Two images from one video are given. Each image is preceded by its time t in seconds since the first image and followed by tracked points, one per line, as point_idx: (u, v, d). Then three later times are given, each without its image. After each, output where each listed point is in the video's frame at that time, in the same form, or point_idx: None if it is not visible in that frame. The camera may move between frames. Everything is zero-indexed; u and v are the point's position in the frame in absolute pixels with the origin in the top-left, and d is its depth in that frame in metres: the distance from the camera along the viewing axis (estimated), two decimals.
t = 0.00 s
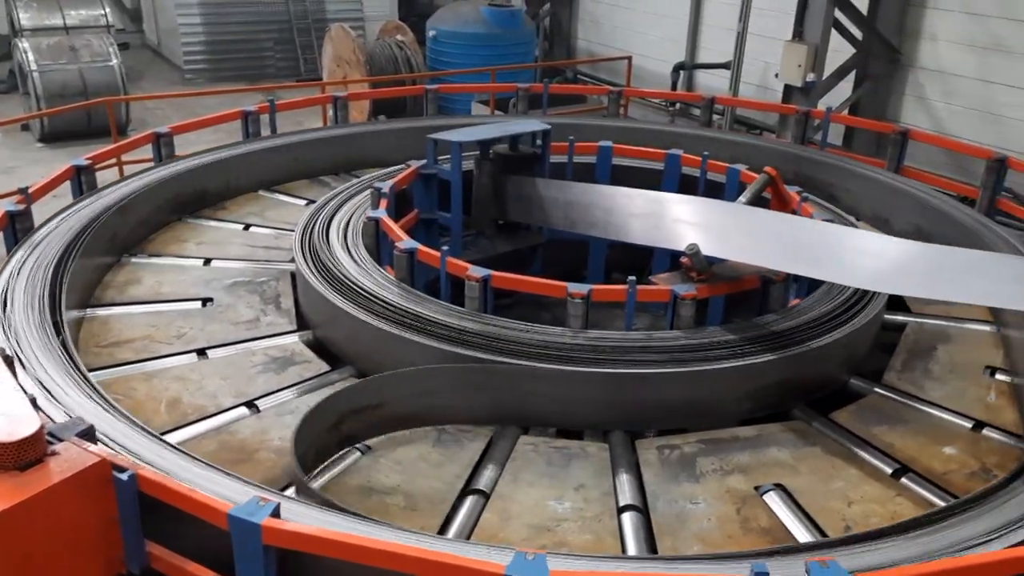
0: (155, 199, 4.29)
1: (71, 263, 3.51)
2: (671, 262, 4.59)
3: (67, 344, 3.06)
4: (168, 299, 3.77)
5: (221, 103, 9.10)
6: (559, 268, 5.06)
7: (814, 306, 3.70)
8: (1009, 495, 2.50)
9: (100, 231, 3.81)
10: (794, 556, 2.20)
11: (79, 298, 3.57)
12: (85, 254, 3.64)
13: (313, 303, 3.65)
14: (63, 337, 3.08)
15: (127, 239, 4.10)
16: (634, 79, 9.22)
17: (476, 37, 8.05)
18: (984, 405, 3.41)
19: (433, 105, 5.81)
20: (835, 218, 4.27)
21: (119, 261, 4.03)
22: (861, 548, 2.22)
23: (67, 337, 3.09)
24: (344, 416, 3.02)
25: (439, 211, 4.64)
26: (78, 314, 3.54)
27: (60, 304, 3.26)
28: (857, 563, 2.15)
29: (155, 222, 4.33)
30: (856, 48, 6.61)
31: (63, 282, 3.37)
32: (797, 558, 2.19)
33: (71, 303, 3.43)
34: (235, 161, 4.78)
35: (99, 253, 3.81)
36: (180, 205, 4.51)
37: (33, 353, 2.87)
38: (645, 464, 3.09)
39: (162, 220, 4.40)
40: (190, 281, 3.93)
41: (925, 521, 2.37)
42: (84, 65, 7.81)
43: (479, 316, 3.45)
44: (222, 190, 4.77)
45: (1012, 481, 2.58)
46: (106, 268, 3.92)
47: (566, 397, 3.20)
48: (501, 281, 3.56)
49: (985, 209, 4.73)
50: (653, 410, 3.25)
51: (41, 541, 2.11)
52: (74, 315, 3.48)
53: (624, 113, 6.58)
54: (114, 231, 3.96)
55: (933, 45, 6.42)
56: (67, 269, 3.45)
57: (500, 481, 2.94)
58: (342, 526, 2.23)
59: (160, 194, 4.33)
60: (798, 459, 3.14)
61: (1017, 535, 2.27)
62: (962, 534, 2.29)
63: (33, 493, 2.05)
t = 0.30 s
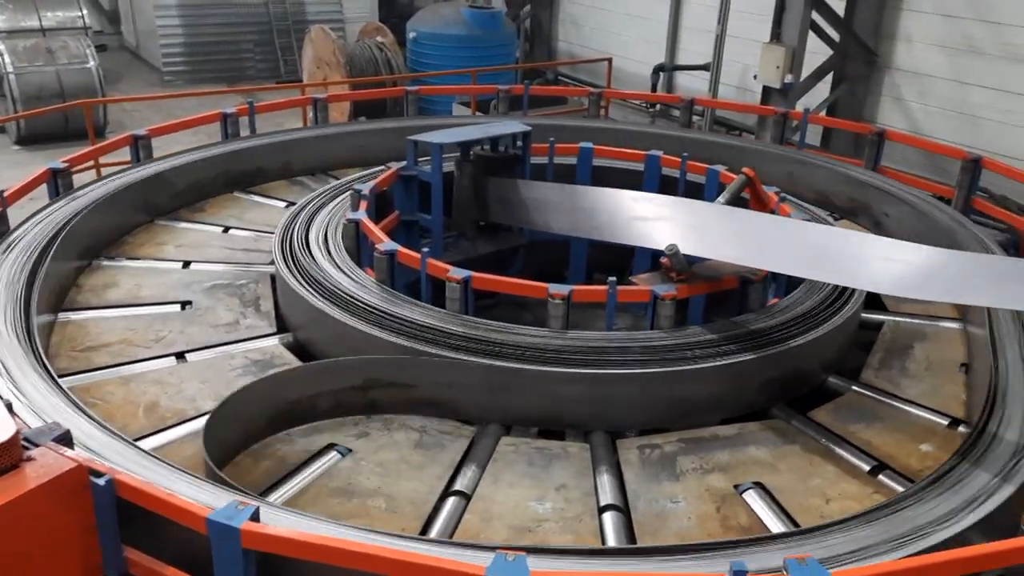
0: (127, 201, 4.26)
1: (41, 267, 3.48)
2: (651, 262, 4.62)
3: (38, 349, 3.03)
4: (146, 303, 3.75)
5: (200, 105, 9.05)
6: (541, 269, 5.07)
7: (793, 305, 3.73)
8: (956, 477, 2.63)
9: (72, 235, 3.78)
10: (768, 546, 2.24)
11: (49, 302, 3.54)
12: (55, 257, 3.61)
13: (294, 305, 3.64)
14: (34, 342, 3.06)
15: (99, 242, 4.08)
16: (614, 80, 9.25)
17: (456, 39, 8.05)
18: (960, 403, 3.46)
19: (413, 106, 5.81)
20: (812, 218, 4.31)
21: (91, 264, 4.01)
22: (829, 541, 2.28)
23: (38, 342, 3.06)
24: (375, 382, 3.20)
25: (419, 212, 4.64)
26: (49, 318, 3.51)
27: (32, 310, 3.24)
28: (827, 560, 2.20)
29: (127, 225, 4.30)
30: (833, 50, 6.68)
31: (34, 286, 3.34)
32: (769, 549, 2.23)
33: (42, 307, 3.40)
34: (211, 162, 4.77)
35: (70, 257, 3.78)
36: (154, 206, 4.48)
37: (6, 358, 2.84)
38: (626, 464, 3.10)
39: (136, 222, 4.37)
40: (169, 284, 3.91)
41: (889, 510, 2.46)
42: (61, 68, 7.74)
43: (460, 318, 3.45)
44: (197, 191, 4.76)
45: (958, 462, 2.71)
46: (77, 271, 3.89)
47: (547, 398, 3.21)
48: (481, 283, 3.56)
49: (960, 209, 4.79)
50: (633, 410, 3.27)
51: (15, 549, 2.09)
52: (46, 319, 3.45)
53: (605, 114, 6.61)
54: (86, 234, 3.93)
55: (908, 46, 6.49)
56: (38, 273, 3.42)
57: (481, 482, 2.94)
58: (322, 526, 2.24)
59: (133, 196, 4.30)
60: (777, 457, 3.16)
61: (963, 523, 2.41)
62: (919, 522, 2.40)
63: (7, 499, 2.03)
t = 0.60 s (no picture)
0: (103, 205, 4.23)
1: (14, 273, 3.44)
2: (633, 264, 4.63)
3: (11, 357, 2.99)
4: (123, 308, 3.72)
5: (179, 107, 8.99)
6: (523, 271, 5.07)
7: (773, 306, 3.75)
8: (903, 459, 2.64)
9: (46, 239, 3.75)
10: (728, 537, 2.26)
11: (22, 308, 3.51)
12: (29, 263, 3.57)
13: (274, 309, 3.62)
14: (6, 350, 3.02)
15: (74, 247, 4.04)
16: (595, 82, 9.28)
17: (437, 41, 8.05)
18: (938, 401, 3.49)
19: (394, 108, 5.79)
20: (792, 219, 4.33)
21: (66, 270, 3.97)
22: (783, 526, 2.31)
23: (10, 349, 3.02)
24: (377, 378, 3.25)
25: (401, 215, 4.64)
26: (22, 325, 3.47)
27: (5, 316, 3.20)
28: (773, 544, 2.23)
29: (103, 230, 4.27)
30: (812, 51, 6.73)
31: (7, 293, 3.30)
32: (728, 540, 2.25)
33: (15, 314, 3.37)
34: (189, 165, 4.74)
35: (45, 263, 3.75)
36: (131, 210, 4.45)
37: None
38: (608, 465, 3.11)
39: (112, 225, 4.34)
40: (147, 289, 3.88)
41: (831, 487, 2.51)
42: (37, 71, 7.67)
43: (442, 321, 3.45)
44: (174, 195, 4.73)
45: (908, 445, 2.72)
46: (52, 277, 3.85)
47: (530, 400, 3.22)
48: (462, 285, 3.56)
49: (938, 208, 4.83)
50: (616, 411, 3.28)
51: None
52: (19, 326, 3.42)
53: (586, 116, 6.63)
54: (60, 239, 3.89)
55: (886, 47, 6.55)
56: (12, 279, 3.39)
57: (463, 485, 2.93)
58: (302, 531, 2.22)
59: (108, 201, 4.27)
60: (758, 457, 3.17)
61: (905, 503, 2.42)
62: (863, 502, 2.42)
63: None
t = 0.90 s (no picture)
0: (80, 210, 4.19)
1: None
2: (614, 266, 4.65)
3: None
4: (101, 314, 3.68)
5: (158, 111, 8.92)
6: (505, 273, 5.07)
7: (754, 307, 3.77)
8: (859, 444, 2.68)
9: (21, 245, 3.71)
10: (682, 518, 2.31)
11: None
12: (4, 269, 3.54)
13: (254, 314, 3.60)
14: None
15: (50, 253, 4.01)
16: (577, 85, 9.29)
17: (418, 44, 8.04)
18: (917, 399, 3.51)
19: (375, 110, 5.78)
20: (771, 220, 4.36)
21: (41, 276, 3.93)
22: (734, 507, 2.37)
23: None
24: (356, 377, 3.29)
25: (382, 219, 4.63)
26: None
27: None
28: (726, 528, 2.28)
29: (79, 235, 4.23)
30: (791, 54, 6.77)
31: None
32: (685, 524, 2.29)
33: None
34: (167, 169, 4.71)
35: (20, 269, 3.71)
36: (107, 215, 4.41)
37: None
38: (591, 467, 3.11)
39: (88, 230, 4.30)
40: (125, 295, 3.84)
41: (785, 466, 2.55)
42: (13, 75, 7.59)
43: (425, 325, 3.44)
44: (152, 199, 4.69)
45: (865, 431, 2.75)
46: (27, 283, 3.81)
47: (510, 403, 3.23)
48: (444, 288, 3.55)
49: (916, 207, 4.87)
50: (597, 414, 3.28)
51: None
52: None
53: (568, 119, 6.64)
54: (35, 245, 3.86)
55: (863, 49, 6.61)
56: None
57: (445, 488, 2.92)
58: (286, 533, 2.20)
59: (85, 205, 4.23)
60: (740, 457, 3.18)
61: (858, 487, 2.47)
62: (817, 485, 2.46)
63: None
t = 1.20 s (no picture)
0: (54, 216, 4.15)
1: None
2: (594, 269, 4.66)
3: None
4: (76, 321, 3.64)
5: (135, 116, 8.85)
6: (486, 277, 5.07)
7: (733, 309, 3.79)
8: (820, 434, 2.71)
9: None
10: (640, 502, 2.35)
11: None
12: None
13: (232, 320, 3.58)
14: None
15: (23, 259, 3.97)
16: (557, 88, 9.30)
17: (397, 48, 8.03)
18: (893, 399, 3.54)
19: (353, 114, 5.75)
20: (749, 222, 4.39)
21: (15, 283, 3.89)
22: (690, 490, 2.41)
23: None
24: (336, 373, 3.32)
25: (361, 223, 4.62)
26: None
27: None
28: (685, 510, 2.32)
29: (52, 241, 4.19)
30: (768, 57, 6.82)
31: None
32: (648, 503, 2.34)
33: None
34: (143, 174, 4.68)
35: None
36: (83, 220, 4.38)
37: None
38: (572, 471, 3.11)
39: (62, 236, 4.26)
40: (101, 301, 3.81)
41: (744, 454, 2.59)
42: None
43: (405, 329, 3.43)
44: (128, 204, 4.65)
45: (830, 421, 2.78)
46: None
47: (489, 406, 3.23)
48: (423, 292, 3.55)
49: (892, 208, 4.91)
50: (578, 417, 3.28)
51: None
52: None
53: (547, 122, 6.65)
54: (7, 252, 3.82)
55: (840, 52, 6.67)
56: None
57: (425, 494, 2.91)
58: (264, 539, 2.17)
59: (59, 211, 4.19)
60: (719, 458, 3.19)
61: (814, 471, 2.49)
62: (777, 468, 2.51)
63: None
